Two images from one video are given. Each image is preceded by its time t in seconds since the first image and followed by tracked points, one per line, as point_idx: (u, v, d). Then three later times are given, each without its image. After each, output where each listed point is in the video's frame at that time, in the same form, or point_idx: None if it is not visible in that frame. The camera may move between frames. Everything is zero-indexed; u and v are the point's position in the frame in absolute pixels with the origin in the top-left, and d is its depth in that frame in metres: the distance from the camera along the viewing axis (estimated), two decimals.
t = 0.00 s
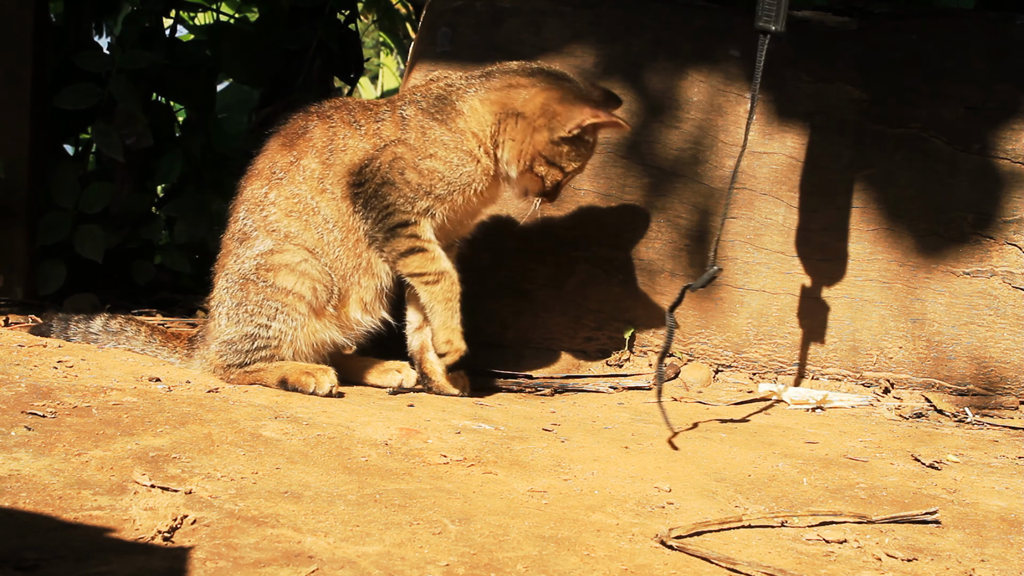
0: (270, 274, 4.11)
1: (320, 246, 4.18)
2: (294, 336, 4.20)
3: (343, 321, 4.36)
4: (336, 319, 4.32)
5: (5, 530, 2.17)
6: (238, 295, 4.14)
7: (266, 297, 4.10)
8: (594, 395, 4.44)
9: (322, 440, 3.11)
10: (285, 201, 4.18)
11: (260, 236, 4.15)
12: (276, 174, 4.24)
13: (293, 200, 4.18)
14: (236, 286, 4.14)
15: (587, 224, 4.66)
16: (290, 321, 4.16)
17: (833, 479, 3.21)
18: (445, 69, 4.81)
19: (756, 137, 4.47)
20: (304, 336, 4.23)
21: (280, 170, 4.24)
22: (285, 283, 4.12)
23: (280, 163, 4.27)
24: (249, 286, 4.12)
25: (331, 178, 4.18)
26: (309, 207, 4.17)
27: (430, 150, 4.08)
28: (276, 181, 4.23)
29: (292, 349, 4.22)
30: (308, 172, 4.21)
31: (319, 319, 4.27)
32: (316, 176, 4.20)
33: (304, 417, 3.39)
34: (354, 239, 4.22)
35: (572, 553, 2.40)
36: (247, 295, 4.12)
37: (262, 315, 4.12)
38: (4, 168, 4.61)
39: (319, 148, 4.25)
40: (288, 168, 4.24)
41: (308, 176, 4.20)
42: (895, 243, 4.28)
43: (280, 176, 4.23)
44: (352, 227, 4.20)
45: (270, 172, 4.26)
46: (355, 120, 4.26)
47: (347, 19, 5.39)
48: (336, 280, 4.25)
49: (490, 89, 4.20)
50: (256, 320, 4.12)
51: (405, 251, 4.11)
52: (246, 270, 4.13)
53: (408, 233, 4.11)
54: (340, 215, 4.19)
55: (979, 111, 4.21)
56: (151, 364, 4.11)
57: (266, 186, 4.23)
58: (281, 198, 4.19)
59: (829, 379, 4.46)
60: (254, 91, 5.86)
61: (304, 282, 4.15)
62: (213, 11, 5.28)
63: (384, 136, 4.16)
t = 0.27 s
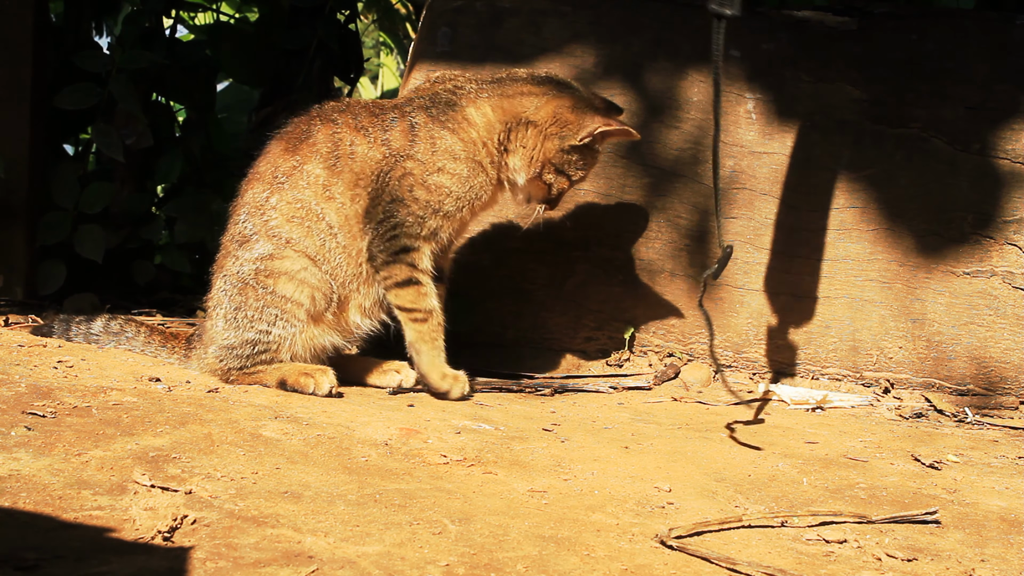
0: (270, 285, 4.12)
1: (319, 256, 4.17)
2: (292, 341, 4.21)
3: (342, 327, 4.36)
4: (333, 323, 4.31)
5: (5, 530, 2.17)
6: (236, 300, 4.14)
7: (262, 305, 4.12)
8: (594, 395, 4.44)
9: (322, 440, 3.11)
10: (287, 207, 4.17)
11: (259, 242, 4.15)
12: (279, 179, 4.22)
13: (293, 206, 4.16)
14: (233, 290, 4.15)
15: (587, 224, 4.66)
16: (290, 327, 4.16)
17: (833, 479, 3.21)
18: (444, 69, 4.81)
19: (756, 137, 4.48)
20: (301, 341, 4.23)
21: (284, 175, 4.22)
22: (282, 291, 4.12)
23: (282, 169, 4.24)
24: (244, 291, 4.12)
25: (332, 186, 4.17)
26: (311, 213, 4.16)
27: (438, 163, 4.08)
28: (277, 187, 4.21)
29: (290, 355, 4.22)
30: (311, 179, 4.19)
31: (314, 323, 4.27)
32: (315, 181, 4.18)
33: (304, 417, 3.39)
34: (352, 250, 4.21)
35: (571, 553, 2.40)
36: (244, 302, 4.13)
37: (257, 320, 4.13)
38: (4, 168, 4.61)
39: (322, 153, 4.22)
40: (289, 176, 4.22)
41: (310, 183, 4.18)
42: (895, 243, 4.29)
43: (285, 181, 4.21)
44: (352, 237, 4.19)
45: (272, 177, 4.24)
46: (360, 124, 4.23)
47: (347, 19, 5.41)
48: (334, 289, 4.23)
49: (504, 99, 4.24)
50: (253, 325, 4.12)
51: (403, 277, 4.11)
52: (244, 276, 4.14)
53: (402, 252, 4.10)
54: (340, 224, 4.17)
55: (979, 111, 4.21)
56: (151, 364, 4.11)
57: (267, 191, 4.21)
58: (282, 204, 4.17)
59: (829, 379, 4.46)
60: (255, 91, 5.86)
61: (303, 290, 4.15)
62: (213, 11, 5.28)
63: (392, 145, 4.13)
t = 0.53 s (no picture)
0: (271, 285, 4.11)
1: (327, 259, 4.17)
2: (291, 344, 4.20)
3: (343, 332, 4.33)
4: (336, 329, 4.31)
5: (5, 530, 2.17)
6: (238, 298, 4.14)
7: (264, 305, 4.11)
8: (594, 395, 4.44)
9: (321, 440, 3.11)
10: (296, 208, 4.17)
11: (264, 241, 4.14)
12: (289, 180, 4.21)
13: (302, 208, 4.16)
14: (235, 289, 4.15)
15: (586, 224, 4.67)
16: (289, 331, 4.16)
17: (833, 479, 3.21)
18: (444, 69, 4.81)
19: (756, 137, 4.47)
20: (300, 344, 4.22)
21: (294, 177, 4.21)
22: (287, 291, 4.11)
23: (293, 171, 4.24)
24: (245, 290, 4.12)
25: (341, 189, 4.18)
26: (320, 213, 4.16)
27: (463, 163, 4.07)
28: (285, 188, 4.20)
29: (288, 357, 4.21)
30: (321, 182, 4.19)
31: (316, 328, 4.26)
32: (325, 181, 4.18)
33: (304, 417, 3.39)
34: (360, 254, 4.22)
35: (572, 553, 2.40)
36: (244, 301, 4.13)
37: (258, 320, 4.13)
38: (4, 169, 4.61)
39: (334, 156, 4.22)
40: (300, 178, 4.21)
41: (319, 184, 4.18)
42: (895, 244, 4.28)
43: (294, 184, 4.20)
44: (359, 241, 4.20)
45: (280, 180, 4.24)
46: (376, 127, 4.23)
47: (347, 19, 5.43)
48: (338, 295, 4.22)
49: (528, 109, 4.27)
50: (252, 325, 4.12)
51: (416, 283, 4.18)
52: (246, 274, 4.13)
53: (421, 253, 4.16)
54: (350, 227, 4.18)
55: (979, 111, 4.21)
56: (151, 364, 4.11)
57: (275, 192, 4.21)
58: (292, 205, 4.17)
59: (829, 379, 4.46)
60: (255, 91, 5.87)
61: (304, 294, 4.14)
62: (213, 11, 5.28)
63: (415, 145, 4.14)
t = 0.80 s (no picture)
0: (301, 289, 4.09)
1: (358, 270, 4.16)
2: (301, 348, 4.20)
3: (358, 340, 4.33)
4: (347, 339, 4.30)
5: (5, 530, 2.17)
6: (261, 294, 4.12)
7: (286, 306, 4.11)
8: (594, 395, 4.44)
9: (322, 440, 3.11)
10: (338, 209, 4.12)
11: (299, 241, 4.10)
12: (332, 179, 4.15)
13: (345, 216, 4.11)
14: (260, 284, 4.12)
15: (588, 224, 4.70)
16: (302, 335, 4.15)
17: (833, 479, 3.21)
18: (445, 69, 4.81)
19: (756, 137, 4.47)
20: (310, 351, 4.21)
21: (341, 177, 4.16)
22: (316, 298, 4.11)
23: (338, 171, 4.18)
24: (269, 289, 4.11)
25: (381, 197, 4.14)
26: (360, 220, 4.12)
27: (524, 176, 4.36)
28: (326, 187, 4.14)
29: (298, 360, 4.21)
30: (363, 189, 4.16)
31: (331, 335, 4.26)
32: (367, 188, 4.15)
33: (304, 417, 3.39)
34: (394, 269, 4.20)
35: (572, 553, 2.40)
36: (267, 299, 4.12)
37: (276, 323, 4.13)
38: (4, 169, 4.60)
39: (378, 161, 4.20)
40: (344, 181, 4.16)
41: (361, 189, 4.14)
42: (895, 244, 4.29)
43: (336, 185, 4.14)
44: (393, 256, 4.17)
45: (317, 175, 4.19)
46: (440, 135, 4.26)
47: (347, 19, 5.45)
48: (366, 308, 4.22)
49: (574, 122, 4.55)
50: (267, 324, 4.13)
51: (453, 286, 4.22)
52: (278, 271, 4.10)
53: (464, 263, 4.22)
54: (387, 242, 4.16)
55: (979, 111, 4.21)
56: (151, 364, 4.09)
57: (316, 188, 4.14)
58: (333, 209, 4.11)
59: (829, 379, 4.46)
60: (254, 91, 5.87)
61: (328, 299, 4.12)
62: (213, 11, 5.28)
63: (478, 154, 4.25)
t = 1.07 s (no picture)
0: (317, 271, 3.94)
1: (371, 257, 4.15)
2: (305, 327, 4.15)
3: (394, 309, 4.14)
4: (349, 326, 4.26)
5: (5, 530, 2.17)
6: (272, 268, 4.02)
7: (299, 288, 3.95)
8: (594, 395, 4.44)
9: (322, 440, 3.11)
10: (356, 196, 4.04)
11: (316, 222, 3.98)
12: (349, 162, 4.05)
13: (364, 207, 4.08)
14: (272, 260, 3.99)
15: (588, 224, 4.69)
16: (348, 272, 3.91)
17: (833, 479, 3.21)
18: (445, 69, 4.81)
19: (756, 137, 4.46)
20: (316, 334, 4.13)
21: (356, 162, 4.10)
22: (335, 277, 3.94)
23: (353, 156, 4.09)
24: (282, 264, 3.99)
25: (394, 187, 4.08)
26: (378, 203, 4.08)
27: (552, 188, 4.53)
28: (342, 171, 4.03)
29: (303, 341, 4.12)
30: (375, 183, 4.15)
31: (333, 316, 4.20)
32: (382, 171, 4.03)
33: (304, 417, 3.39)
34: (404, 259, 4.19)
35: (572, 553, 2.40)
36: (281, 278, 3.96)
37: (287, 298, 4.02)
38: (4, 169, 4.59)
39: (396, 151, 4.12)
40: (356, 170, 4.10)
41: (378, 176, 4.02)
42: (895, 244, 4.29)
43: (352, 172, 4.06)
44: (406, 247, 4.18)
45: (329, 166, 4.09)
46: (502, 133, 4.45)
47: (347, 19, 5.44)
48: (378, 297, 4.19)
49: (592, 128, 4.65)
50: (277, 301, 3.94)
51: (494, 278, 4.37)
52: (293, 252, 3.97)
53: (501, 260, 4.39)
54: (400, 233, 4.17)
55: (979, 111, 4.21)
56: (151, 364, 4.03)
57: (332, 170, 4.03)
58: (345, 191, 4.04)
59: (829, 379, 4.45)
60: (254, 91, 5.86)
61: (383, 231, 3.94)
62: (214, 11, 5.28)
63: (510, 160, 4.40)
